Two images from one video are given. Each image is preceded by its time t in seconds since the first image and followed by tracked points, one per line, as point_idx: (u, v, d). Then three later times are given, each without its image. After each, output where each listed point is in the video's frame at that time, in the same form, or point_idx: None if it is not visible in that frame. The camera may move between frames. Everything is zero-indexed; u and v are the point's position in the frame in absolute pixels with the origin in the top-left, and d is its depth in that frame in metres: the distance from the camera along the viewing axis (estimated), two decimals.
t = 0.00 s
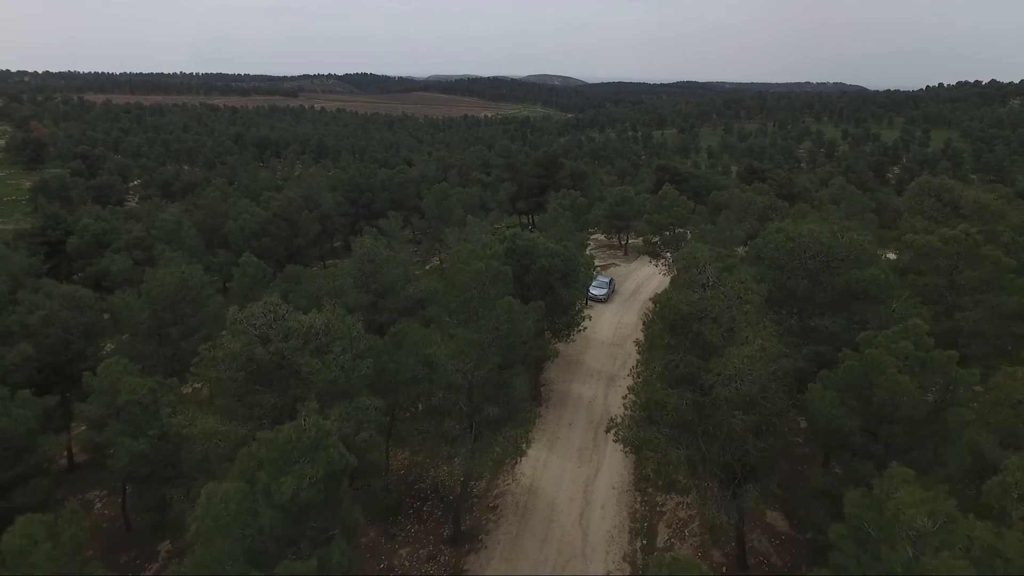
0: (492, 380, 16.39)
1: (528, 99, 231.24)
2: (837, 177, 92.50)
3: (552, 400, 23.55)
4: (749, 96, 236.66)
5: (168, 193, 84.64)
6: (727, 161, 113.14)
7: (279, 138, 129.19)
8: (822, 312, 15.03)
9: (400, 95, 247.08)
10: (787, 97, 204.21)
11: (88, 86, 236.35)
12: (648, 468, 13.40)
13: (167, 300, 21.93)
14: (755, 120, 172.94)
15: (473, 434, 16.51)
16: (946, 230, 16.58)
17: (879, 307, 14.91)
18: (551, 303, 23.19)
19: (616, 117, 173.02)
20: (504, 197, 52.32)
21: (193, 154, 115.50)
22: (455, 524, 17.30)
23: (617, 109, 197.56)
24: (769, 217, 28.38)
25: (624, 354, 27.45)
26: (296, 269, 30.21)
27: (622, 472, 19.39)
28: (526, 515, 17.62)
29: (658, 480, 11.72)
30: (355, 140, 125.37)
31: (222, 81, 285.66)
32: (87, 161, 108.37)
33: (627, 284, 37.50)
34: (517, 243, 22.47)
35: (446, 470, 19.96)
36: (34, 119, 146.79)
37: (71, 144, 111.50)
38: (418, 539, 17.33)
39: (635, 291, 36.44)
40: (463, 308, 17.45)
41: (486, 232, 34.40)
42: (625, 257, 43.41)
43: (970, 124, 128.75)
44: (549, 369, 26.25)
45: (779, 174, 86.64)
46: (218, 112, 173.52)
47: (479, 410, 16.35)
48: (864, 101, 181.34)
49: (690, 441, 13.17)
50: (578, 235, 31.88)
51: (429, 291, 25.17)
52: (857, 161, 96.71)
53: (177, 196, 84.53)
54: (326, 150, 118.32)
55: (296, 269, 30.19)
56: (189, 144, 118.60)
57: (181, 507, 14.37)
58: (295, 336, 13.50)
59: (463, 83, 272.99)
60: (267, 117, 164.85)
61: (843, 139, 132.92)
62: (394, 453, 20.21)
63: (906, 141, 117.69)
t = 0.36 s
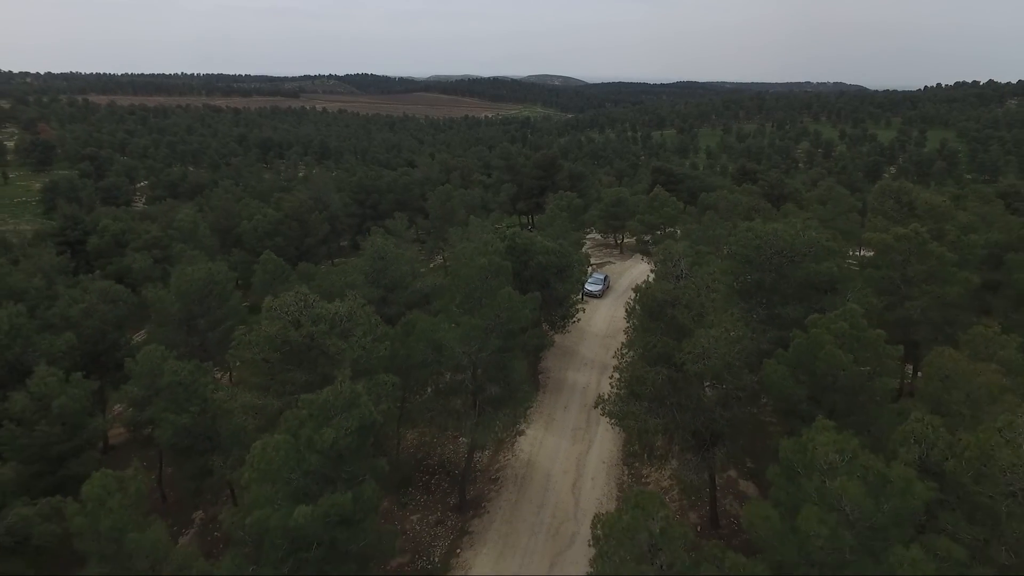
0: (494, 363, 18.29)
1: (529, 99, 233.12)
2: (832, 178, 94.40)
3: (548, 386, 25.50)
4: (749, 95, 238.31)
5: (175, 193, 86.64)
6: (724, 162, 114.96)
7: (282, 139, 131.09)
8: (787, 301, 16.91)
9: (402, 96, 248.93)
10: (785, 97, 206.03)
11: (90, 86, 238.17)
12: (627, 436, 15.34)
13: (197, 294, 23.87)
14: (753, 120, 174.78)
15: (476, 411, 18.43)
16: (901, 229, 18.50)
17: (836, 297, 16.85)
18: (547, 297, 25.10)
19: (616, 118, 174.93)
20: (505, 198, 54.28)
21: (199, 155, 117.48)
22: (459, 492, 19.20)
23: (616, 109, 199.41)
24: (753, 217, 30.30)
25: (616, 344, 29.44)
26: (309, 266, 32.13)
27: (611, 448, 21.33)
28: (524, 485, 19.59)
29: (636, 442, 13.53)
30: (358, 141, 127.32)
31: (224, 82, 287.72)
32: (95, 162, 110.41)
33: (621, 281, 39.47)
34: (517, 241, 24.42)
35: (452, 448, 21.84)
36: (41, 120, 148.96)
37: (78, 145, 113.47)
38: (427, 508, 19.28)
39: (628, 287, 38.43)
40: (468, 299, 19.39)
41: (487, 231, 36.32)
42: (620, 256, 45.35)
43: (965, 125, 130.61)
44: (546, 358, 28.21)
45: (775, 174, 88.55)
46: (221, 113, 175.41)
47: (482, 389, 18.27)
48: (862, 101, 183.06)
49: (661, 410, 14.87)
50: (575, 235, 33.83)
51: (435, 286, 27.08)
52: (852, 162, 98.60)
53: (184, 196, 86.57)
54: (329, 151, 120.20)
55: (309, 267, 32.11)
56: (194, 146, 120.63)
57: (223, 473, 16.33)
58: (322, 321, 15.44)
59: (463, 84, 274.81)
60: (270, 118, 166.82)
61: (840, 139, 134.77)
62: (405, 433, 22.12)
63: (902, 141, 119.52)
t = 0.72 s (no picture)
0: (494, 350, 20.16)
1: (530, 100, 234.62)
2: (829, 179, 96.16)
3: (545, 375, 27.32)
4: (750, 95, 239.79)
5: (183, 194, 88.51)
6: (723, 162, 116.67)
7: (287, 140, 132.94)
8: (760, 293, 18.76)
9: (404, 96, 250.55)
10: (785, 98, 207.41)
11: (94, 87, 239.97)
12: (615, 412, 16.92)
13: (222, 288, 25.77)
14: (753, 121, 176.30)
15: (480, 393, 20.23)
16: (865, 229, 20.45)
17: (803, 289, 18.68)
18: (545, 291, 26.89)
19: (617, 118, 176.50)
20: (507, 199, 56.12)
21: (205, 156, 119.34)
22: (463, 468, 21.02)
23: (617, 110, 200.98)
24: (741, 216, 32.07)
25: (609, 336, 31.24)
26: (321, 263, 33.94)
27: (603, 429, 23.11)
28: (522, 463, 21.44)
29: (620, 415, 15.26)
30: (361, 142, 129.05)
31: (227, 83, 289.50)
32: (104, 164, 112.34)
33: (616, 278, 41.25)
34: (518, 241, 26.34)
35: (456, 429, 23.65)
36: (48, 122, 150.83)
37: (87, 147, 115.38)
38: (434, 482, 21.12)
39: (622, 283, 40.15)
40: (471, 292, 21.25)
41: (489, 231, 38.14)
42: (617, 255, 47.10)
43: (963, 126, 132.01)
44: (543, 349, 30.01)
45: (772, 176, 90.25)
46: (225, 114, 177.35)
47: (484, 372, 20.16)
48: (862, 101, 184.50)
49: (645, 388, 16.41)
50: (572, 234, 35.65)
51: (440, 282, 28.97)
52: (850, 164, 100.27)
53: (192, 197, 88.52)
54: (333, 152, 122.01)
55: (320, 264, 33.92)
56: (200, 147, 122.48)
57: (253, 446, 18.21)
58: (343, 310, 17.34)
59: (465, 84, 276.37)
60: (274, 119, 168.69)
61: (839, 140, 136.33)
62: (413, 415, 23.93)
63: (900, 142, 120.99)
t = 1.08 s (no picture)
0: (495, 340, 22.01)
1: (532, 100, 236.21)
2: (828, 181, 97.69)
3: (543, 365, 29.09)
4: (753, 96, 240.92)
5: (191, 194, 90.40)
6: (724, 163, 118.20)
7: (292, 141, 134.88)
8: (736, 288, 20.62)
9: (407, 96, 252.31)
10: (786, 98, 208.66)
11: (100, 87, 241.92)
12: (604, 394, 18.68)
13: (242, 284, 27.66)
14: (753, 122, 177.80)
15: (482, 379, 22.04)
16: (836, 230, 22.26)
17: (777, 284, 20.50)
18: (543, 288, 28.70)
19: (618, 119, 178.16)
20: (508, 200, 57.97)
21: (212, 157, 121.32)
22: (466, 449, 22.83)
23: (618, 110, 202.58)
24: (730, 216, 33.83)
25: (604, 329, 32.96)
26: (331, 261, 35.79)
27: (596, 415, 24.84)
28: (521, 444, 23.25)
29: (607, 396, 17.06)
30: (365, 143, 130.85)
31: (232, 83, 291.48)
32: (113, 164, 114.35)
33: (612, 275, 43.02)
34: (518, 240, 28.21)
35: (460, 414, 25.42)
36: (57, 123, 152.81)
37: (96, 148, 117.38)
38: (440, 462, 22.92)
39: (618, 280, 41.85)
40: (474, 288, 23.12)
41: (491, 231, 39.97)
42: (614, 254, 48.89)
43: (962, 127, 133.38)
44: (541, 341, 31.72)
45: (771, 177, 91.86)
46: (231, 115, 179.33)
47: (486, 360, 22.01)
48: (863, 102, 185.79)
49: (631, 372, 18.17)
50: (571, 234, 37.45)
51: (444, 279, 30.86)
52: (849, 165, 101.67)
53: (201, 197, 90.54)
54: (337, 152, 123.87)
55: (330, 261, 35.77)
56: (207, 147, 124.40)
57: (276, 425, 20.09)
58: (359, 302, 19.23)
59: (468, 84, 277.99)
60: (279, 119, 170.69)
61: (838, 142, 137.85)
62: (419, 401, 25.69)
63: (898, 143, 122.37)
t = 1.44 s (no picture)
0: (496, 331, 23.81)
1: (534, 100, 237.99)
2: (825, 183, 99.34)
3: (541, 358, 30.87)
4: (754, 97, 242.60)
5: (198, 194, 92.25)
6: (723, 165, 119.85)
7: (297, 141, 136.85)
8: (717, 286, 22.45)
9: (410, 96, 254.20)
10: (787, 100, 210.19)
11: (105, 86, 243.97)
12: (595, 380, 20.47)
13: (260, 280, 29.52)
14: (754, 123, 179.48)
15: (483, 368, 23.81)
16: (813, 231, 24.03)
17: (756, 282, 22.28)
18: (542, 285, 30.49)
19: (619, 119, 179.97)
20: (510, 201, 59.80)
21: (219, 157, 123.30)
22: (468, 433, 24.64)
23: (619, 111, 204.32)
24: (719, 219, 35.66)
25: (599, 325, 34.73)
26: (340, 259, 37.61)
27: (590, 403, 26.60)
28: (520, 429, 25.03)
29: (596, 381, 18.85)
30: (370, 143, 132.73)
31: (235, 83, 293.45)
32: (121, 164, 116.42)
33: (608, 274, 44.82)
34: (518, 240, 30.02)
35: (462, 402, 27.21)
36: (65, 122, 154.94)
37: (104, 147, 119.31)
38: (445, 445, 24.63)
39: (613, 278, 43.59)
40: (476, 284, 24.92)
41: (493, 231, 41.77)
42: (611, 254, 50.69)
43: (960, 130, 134.99)
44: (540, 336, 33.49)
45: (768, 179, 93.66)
46: (235, 115, 181.09)
47: (488, 351, 23.84)
48: (863, 104, 187.26)
49: (619, 361, 19.95)
50: (569, 234, 39.28)
51: (449, 276, 32.71)
52: (846, 167, 103.28)
53: (209, 197, 92.42)
54: (342, 153, 125.68)
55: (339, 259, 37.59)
56: (213, 147, 126.39)
57: (294, 409, 21.91)
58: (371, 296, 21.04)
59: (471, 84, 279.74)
60: (284, 119, 172.71)
61: (837, 143, 139.54)
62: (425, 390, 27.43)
63: (896, 145, 123.98)
